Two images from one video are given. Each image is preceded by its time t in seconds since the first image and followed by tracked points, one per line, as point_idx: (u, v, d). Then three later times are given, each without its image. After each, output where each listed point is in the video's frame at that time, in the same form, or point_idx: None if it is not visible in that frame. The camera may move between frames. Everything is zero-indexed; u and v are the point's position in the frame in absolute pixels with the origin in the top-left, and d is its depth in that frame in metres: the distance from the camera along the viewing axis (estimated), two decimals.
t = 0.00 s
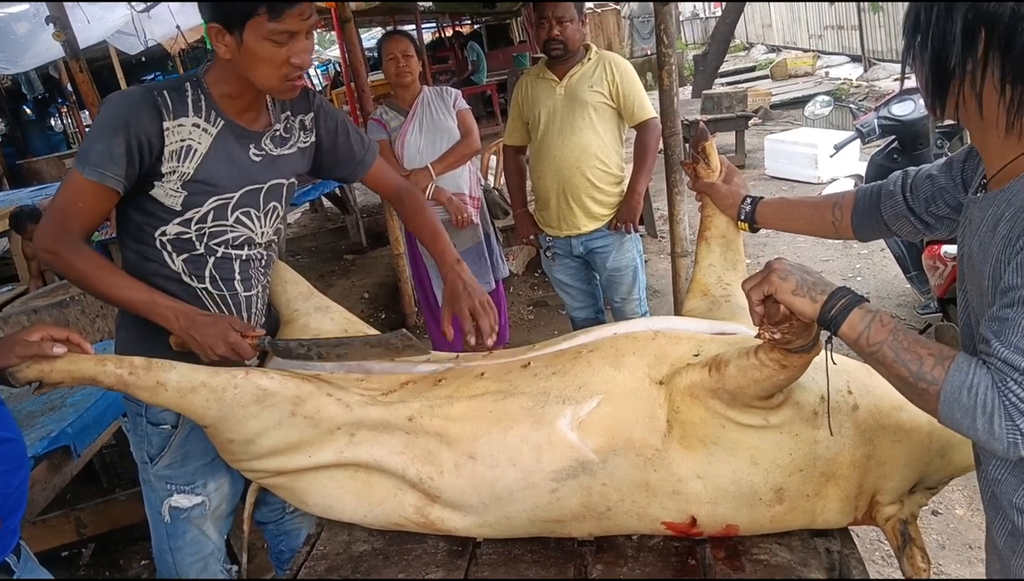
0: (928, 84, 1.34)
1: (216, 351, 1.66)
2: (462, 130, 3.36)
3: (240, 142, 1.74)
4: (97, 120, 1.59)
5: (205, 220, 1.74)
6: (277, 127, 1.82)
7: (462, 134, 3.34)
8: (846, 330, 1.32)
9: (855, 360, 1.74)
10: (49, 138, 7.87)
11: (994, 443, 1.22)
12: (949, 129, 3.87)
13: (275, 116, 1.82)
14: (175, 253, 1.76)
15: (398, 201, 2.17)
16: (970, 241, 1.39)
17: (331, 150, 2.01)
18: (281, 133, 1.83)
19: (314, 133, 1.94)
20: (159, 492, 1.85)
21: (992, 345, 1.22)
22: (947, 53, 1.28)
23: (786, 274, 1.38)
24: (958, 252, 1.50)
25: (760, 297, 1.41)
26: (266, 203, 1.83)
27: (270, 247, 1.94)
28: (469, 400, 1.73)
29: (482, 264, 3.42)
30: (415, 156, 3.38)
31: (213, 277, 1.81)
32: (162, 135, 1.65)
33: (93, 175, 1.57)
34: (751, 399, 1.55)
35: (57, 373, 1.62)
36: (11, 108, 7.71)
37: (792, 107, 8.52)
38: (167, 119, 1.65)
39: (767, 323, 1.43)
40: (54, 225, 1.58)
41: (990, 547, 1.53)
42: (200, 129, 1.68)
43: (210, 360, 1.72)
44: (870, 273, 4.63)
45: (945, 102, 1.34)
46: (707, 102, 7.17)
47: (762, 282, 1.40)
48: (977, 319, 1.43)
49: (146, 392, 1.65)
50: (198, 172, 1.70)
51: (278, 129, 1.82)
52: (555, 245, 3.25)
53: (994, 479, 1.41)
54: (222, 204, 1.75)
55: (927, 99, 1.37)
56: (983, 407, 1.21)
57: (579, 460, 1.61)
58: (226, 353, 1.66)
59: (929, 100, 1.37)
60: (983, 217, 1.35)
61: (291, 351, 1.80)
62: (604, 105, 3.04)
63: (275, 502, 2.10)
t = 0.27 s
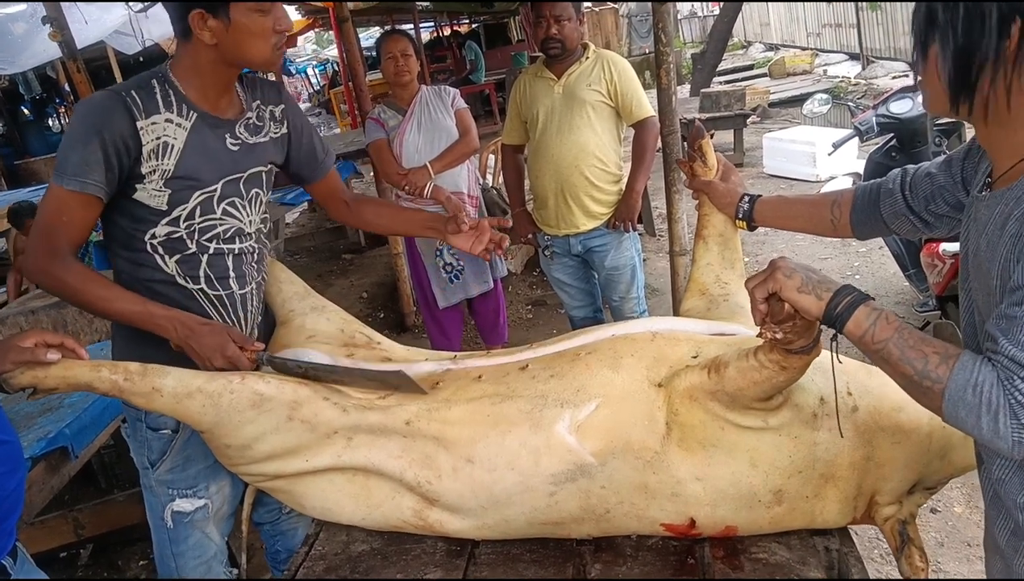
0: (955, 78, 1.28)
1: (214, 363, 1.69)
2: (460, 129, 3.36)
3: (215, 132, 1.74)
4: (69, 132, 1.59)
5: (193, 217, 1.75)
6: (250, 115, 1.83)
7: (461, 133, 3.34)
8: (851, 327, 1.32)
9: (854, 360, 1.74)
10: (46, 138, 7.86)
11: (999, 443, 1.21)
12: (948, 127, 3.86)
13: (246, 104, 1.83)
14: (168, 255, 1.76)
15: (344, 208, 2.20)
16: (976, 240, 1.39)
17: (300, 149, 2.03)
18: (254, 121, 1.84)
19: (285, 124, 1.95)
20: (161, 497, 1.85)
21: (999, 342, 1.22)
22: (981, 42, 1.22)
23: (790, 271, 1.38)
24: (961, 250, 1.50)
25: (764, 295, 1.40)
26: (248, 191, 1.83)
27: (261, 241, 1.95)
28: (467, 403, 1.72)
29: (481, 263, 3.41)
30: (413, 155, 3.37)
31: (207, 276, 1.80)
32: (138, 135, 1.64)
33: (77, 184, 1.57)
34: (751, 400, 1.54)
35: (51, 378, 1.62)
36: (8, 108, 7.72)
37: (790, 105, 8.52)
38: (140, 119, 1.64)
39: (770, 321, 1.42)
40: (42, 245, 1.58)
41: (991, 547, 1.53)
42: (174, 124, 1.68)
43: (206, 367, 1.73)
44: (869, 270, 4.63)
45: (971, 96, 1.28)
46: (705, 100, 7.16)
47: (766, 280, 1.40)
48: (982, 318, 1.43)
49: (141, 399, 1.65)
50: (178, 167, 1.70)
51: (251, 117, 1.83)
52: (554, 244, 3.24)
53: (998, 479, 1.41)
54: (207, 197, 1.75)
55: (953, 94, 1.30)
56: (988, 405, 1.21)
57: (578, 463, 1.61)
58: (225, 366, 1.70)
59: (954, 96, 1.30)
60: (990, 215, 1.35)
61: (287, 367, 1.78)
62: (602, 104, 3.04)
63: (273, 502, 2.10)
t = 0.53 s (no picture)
0: (986, 67, 1.26)
1: (211, 363, 1.70)
2: (458, 125, 3.36)
3: (198, 122, 1.74)
4: (53, 129, 1.58)
5: (182, 210, 1.74)
6: (233, 106, 1.83)
7: (460, 129, 3.34)
8: (854, 317, 1.32)
9: (853, 356, 1.74)
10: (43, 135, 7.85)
11: (996, 436, 1.21)
12: (946, 123, 3.86)
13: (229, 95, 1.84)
14: (157, 251, 1.75)
15: (331, 199, 2.19)
16: (983, 236, 1.39)
17: (282, 141, 2.03)
18: (237, 112, 1.84)
19: (269, 116, 1.95)
20: (156, 498, 1.84)
21: (1001, 336, 1.21)
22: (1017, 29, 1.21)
23: (796, 261, 1.39)
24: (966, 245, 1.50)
25: (768, 284, 1.40)
26: (236, 182, 1.83)
27: (250, 236, 1.94)
28: (465, 401, 1.72)
29: (478, 260, 3.41)
30: (411, 151, 3.37)
31: (198, 273, 1.80)
32: (122, 128, 1.63)
33: (63, 181, 1.56)
34: (750, 396, 1.54)
35: (45, 383, 1.61)
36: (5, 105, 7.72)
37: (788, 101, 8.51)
38: (124, 113, 1.64)
39: (772, 311, 1.41)
40: (30, 246, 1.58)
41: (991, 543, 1.53)
42: (158, 117, 1.68)
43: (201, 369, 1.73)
44: (867, 267, 4.63)
45: (1002, 86, 1.27)
46: (703, 96, 7.15)
47: (771, 269, 1.40)
48: (987, 313, 1.43)
49: (136, 402, 1.64)
50: (164, 161, 1.69)
51: (234, 109, 1.83)
52: (552, 240, 3.24)
53: (1002, 475, 1.41)
54: (195, 190, 1.75)
55: (984, 85, 1.29)
56: (986, 398, 1.20)
57: (576, 461, 1.61)
58: (220, 367, 1.71)
59: (985, 87, 1.29)
60: (998, 211, 1.35)
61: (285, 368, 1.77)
62: (601, 101, 3.03)
63: (269, 501, 2.10)
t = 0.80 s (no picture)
0: (983, 70, 1.26)
1: (210, 362, 1.70)
2: (456, 123, 3.36)
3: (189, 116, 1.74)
4: (44, 127, 1.59)
5: (174, 207, 1.74)
6: (227, 102, 1.82)
7: (457, 128, 3.34)
8: (851, 318, 1.32)
9: (850, 356, 1.74)
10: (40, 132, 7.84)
11: (995, 434, 1.22)
12: (944, 123, 3.87)
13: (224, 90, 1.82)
14: (151, 248, 1.74)
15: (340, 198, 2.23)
16: (981, 235, 1.39)
17: (280, 139, 2.03)
18: (231, 108, 1.83)
19: (264, 113, 1.94)
20: (154, 495, 1.84)
21: (1000, 336, 1.22)
22: (1010, 30, 1.21)
23: (793, 261, 1.38)
24: (964, 244, 1.50)
25: (766, 285, 1.40)
26: (229, 178, 1.82)
27: (246, 233, 1.93)
28: (463, 400, 1.72)
29: (476, 259, 3.42)
30: (409, 149, 3.36)
31: (193, 270, 1.79)
32: (111, 125, 1.63)
33: (51, 177, 1.56)
34: (747, 395, 1.54)
35: (43, 377, 1.61)
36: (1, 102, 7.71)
37: (786, 100, 8.51)
38: (112, 109, 1.63)
39: (770, 312, 1.42)
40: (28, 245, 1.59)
41: (988, 542, 1.53)
42: (147, 113, 1.67)
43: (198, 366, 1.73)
44: (864, 266, 4.64)
45: (1000, 86, 1.27)
46: (701, 95, 7.15)
47: (768, 269, 1.40)
48: (986, 311, 1.43)
49: (134, 398, 1.64)
50: (154, 156, 1.69)
51: (229, 105, 1.82)
52: (550, 239, 3.24)
53: (1000, 475, 1.41)
54: (187, 186, 1.74)
55: (981, 87, 1.29)
56: (985, 397, 1.21)
57: (574, 460, 1.61)
58: (218, 366, 1.70)
59: (983, 88, 1.29)
60: (997, 210, 1.35)
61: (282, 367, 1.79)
62: (599, 99, 3.03)
63: (267, 500, 2.10)
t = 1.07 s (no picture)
0: (994, 68, 1.27)
1: (211, 355, 1.71)
2: (458, 120, 3.35)
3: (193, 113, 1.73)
4: (50, 121, 1.62)
5: (171, 206, 1.74)
6: (237, 105, 1.80)
7: (459, 125, 3.33)
8: (856, 309, 1.33)
9: (851, 352, 1.74)
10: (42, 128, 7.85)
11: (993, 430, 1.22)
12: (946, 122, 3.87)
13: (235, 93, 1.80)
14: (148, 244, 1.75)
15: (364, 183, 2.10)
16: (983, 231, 1.39)
17: (298, 136, 1.97)
18: (241, 112, 1.81)
19: (279, 115, 1.91)
20: (150, 486, 1.85)
21: (1000, 331, 1.22)
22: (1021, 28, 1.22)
23: (799, 252, 1.39)
24: (965, 241, 1.50)
25: (772, 275, 1.40)
26: (231, 182, 1.81)
27: (248, 232, 1.92)
28: (464, 395, 1.72)
29: (477, 255, 3.42)
30: (411, 147, 3.37)
31: (188, 266, 1.79)
32: (112, 121, 1.64)
33: (53, 170, 1.58)
34: (748, 390, 1.54)
35: (45, 371, 1.61)
36: (3, 98, 7.73)
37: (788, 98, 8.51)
38: (115, 105, 1.64)
39: (774, 304, 1.41)
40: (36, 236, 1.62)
41: (988, 539, 1.53)
42: (150, 111, 1.67)
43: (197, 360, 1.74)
44: (866, 264, 4.63)
45: (1012, 83, 1.27)
46: (703, 93, 7.14)
47: (774, 260, 1.40)
48: (986, 307, 1.43)
49: (136, 391, 1.65)
50: (154, 154, 1.69)
51: (238, 108, 1.80)
52: (552, 236, 3.24)
53: (998, 471, 1.41)
54: (186, 186, 1.74)
55: (993, 85, 1.29)
56: (985, 392, 1.21)
57: (575, 454, 1.61)
58: (219, 360, 1.71)
59: (995, 86, 1.29)
60: (999, 206, 1.35)
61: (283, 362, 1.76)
62: (601, 96, 3.03)
63: (268, 494, 2.11)
